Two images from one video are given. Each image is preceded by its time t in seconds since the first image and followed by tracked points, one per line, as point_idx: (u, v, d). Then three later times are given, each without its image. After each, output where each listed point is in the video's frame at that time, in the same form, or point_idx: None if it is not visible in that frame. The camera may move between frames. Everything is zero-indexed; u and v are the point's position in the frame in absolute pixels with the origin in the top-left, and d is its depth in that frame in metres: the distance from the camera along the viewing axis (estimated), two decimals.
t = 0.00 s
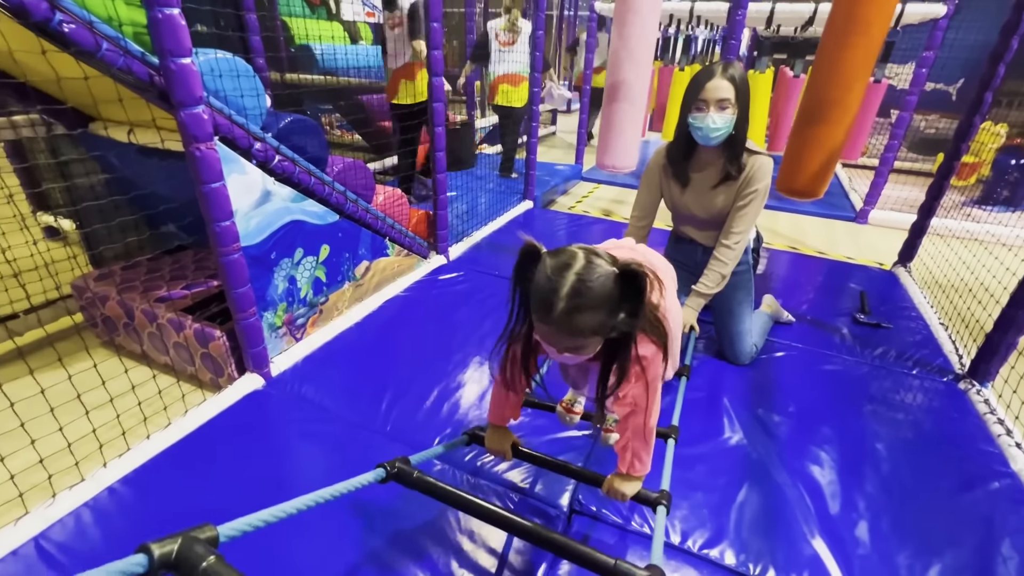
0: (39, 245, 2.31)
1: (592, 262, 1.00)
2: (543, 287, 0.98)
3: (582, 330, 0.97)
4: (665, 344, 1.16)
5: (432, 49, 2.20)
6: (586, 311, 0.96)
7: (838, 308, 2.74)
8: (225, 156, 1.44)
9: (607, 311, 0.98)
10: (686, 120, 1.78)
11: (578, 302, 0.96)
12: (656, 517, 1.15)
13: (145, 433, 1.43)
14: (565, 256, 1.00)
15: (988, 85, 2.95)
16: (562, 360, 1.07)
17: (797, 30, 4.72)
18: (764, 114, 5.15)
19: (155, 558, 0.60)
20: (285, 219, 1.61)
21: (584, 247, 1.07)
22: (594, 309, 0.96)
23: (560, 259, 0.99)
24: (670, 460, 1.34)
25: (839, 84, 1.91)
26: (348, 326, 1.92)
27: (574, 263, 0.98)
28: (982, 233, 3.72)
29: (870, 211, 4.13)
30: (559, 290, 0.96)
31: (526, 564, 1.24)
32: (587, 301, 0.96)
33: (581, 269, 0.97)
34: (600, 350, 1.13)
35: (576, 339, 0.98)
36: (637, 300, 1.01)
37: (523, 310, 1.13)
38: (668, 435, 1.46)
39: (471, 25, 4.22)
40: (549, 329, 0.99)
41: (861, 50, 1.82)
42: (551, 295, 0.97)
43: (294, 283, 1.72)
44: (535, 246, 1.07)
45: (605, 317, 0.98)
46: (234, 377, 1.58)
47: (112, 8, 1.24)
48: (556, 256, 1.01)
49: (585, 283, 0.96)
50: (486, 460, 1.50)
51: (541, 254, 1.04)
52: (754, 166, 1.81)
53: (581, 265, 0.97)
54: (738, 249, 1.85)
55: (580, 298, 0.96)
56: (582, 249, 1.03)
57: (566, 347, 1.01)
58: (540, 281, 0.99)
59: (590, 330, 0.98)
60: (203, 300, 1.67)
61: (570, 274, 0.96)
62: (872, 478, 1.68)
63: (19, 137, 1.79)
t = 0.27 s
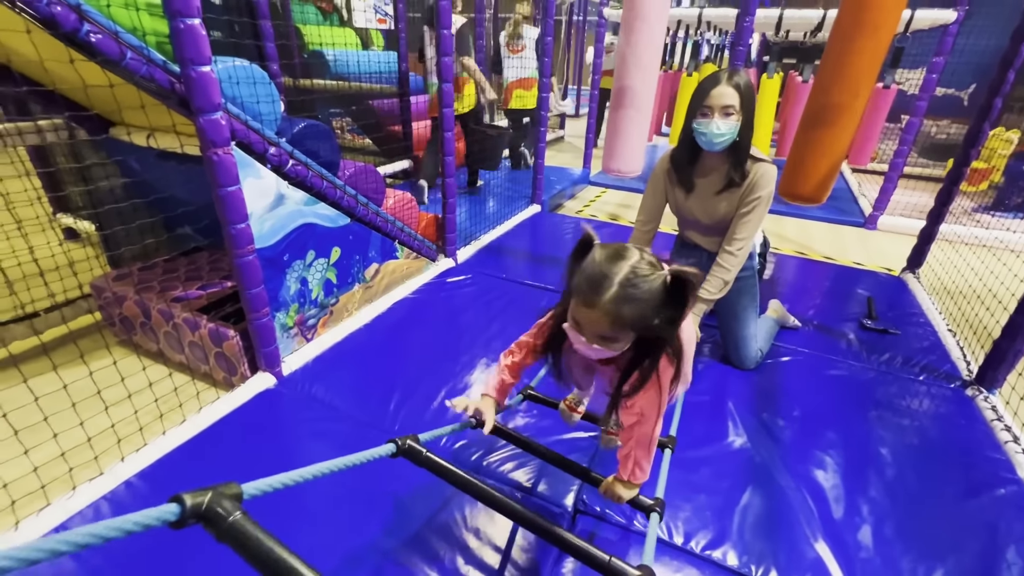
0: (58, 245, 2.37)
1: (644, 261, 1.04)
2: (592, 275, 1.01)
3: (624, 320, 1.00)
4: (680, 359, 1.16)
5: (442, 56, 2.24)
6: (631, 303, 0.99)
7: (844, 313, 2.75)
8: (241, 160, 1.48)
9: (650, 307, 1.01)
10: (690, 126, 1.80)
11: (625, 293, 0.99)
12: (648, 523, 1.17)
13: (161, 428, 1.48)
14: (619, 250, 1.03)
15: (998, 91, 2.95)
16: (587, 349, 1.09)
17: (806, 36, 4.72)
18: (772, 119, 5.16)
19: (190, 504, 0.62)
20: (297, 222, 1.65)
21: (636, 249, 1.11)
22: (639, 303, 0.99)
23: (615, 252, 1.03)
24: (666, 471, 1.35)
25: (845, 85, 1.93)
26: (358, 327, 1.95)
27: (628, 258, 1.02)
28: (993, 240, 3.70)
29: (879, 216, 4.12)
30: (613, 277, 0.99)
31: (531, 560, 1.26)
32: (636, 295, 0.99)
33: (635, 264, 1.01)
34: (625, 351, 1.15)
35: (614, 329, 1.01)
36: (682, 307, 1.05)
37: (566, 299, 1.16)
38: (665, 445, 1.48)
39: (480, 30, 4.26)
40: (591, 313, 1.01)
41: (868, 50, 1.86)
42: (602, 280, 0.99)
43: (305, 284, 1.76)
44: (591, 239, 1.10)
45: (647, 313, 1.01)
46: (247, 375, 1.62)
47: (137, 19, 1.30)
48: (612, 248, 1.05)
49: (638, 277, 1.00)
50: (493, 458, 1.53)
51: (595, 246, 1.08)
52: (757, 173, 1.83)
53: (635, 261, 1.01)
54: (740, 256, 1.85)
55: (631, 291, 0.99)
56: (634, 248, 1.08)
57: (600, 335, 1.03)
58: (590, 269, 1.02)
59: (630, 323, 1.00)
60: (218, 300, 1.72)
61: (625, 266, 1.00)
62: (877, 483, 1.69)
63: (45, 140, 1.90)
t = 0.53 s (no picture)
0: (72, 245, 2.42)
1: (666, 265, 1.07)
2: (616, 276, 1.03)
3: (649, 319, 1.02)
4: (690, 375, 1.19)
5: (452, 64, 2.28)
6: (656, 303, 1.01)
7: (848, 323, 2.76)
8: (255, 165, 1.52)
9: (675, 308, 1.04)
10: (695, 136, 1.83)
11: (651, 294, 1.01)
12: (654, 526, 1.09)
13: (173, 424, 1.51)
14: (644, 254, 1.06)
15: (1004, 104, 2.95)
16: (610, 350, 1.09)
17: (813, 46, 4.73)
18: (779, 128, 5.18)
19: (207, 515, 0.64)
20: (307, 226, 1.68)
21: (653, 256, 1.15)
22: (664, 304, 1.02)
23: (639, 255, 1.06)
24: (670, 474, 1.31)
25: (853, 94, 1.94)
26: (364, 329, 1.98)
27: (652, 261, 1.05)
28: (999, 252, 3.69)
29: (885, 226, 4.12)
30: (641, 276, 1.01)
31: (532, 562, 1.28)
32: (661, 295, 1.02)
33: (660, 267, 1.05)
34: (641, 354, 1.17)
35: (637, 328, 1.03)
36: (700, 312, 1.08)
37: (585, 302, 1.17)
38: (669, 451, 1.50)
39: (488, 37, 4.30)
40: (617, 310, 1.02)
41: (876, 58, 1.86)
42: (630, 279, 1.01)
43: (314, 287, 1.79)
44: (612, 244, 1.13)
45: (670, 315, 1.03)
46: (256, 375, 1.65)
47: (158, 28, 1.34)
48: (635, 252, 1.08)
49: (663, 279, 1.02)
50: (496, 461, 1.55)
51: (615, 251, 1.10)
52: (761, 185, 1.85)
53: (658, 264, 1.04)
54: (743, 266, 1.87)
55: (656, 291, 1.01)
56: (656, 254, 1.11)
57: (623, 334, 1.04)
58: (616, 269, 1.04)
59: (652, 322, 1.03)
60: (229, 300, 1.75)
61: (651, 267, 1.03)
62: (877, 492, 1.70)
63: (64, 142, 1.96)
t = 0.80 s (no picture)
0: (82, 243, 2.46)
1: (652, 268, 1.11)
2: (607, 282, 1.06)
3: (643, 321, 1.05)
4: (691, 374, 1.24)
5: (459, 72, 2.31)
6: (648, 304, 1.05)
7: (848, 333, 2.77)
8: (266, 168, 1.55)
9: (664, 307, 1.08)
10: (697, 148, 1.85)
11: (643, 296, 1.05)
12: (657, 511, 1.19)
13: (180, 421, 1.54)
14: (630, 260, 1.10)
15: (1006, 118, 2.97)
16: (607, 355, 1.10)
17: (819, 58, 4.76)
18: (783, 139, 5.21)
19: (220, 525, 0.66)
20: (315, 228, 1.71)
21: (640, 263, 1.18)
22: (653, 304, 1.06)
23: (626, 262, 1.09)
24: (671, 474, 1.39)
25: (862, 102, 1.96)
26: (368, 331, 2.01)
27: (639, 266, 1.08)
28: (1002, 265, 3.70)
29: (888, 238, 4.13)
30: (631, 279, 1.05)
31: (531, 564, 1.30)
32: (653, 297, 1.06)
33: (646, 270, 1.08)
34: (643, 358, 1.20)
35: (632, 329, 1.06)
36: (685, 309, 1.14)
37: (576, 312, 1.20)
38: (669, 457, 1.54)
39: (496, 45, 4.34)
40: (614, 315, 1.05)
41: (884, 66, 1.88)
42: (621, 283, 1.05)
43: (321, 288, 1.82)
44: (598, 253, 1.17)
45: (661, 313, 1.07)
46: (261, 375, 1.68)
47: (176, 35, 1.38)
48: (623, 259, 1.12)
49: (654, 282, 1.06)
50: (496, 464, 1.57)
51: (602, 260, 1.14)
52: (763, 196, 1.87)
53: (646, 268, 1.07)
54: (746, 276, 1.90)
55: (646, 291, 1.05)
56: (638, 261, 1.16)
57: (620, 338, 1.07)
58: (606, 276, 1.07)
59: (647, 323, 1.06)
60: (236, 300, 1.78)
61: (642, 272, 1.06)
62: (874, 501, 1.71)
63: (77, 143, 1.99)
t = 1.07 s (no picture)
0: (93, 241, 2.50)
1: (638, 275, 1.11)
2: (589, 288, 1.07)
3: (622, 330, 1.06)
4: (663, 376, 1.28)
5: (466, 77, 2.35)
6: (629, 314, 1.06)
7: (847, 339, 2.80)
8: (277, 170, 1.58)
9: (645, 317, 1.08)
10: (698, 155, 1.89)
11: (624, 306, 1.06)
12: (647, 509, 1.31)
13: (190, 416, 1.57)
14: (615, 265, 1.12)
15: (1006, 128, 3.00)
16: (586, 359, 1.16)
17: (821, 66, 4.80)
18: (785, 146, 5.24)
19: (237, 491, 0.73)
20: (323, 229, 1.75)
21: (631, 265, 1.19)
22: (635, 313, 1.07)
23: (612, 267, 1.11)
24: (665, 475, 1.50)
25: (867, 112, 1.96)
26: (373, 331, 2.04)
27: (625, 272, 1.10)
28: (1001, 274, 3.73)
29: (888, 246, 4.16)
30: (613, 289, 1.06)
31: (531, 559, 1.32)
32: (633, 307, 1.06)
33: (631, 278, 1.09)
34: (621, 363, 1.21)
35: (612, 338, 1.07)
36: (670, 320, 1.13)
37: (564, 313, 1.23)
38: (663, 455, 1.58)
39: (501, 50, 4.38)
40: (589, 322, 1.07)
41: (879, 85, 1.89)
42: (602, 292, 1.06)
43: (327, 288, 1.85)
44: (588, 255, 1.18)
45: (642, 323, 1.08)
46: (269, 372, 1.71)
47: (193, 40, 1.45)
48: (611, 263, 1.14)
49: (635, 290, 1.07)
50: (498, 462, 1.60)
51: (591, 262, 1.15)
52: (762, 204, 1.91)
53: (631, 274, 1.09)
54: (745, 281, 1.93)
55: (627, 301, 1.06)
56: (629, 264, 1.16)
57: (599, 345, 1.10)
58: (588, 281, 1.09)
59: (627, 334, 1.07)
60: (245, 298, 1.82)
61: (625, 280, 1.08)
62: (870, 504, 1.74)
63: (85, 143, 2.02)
